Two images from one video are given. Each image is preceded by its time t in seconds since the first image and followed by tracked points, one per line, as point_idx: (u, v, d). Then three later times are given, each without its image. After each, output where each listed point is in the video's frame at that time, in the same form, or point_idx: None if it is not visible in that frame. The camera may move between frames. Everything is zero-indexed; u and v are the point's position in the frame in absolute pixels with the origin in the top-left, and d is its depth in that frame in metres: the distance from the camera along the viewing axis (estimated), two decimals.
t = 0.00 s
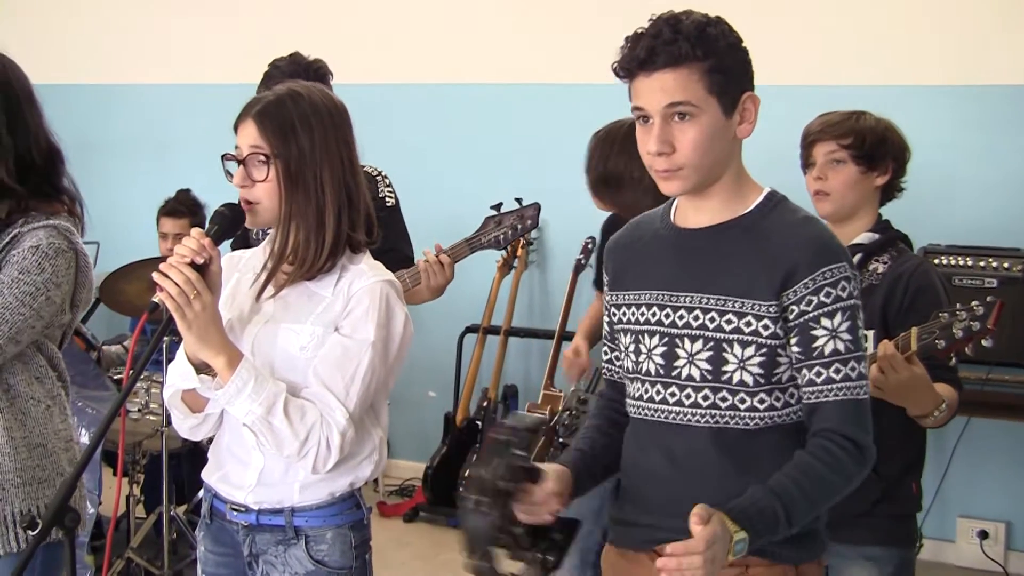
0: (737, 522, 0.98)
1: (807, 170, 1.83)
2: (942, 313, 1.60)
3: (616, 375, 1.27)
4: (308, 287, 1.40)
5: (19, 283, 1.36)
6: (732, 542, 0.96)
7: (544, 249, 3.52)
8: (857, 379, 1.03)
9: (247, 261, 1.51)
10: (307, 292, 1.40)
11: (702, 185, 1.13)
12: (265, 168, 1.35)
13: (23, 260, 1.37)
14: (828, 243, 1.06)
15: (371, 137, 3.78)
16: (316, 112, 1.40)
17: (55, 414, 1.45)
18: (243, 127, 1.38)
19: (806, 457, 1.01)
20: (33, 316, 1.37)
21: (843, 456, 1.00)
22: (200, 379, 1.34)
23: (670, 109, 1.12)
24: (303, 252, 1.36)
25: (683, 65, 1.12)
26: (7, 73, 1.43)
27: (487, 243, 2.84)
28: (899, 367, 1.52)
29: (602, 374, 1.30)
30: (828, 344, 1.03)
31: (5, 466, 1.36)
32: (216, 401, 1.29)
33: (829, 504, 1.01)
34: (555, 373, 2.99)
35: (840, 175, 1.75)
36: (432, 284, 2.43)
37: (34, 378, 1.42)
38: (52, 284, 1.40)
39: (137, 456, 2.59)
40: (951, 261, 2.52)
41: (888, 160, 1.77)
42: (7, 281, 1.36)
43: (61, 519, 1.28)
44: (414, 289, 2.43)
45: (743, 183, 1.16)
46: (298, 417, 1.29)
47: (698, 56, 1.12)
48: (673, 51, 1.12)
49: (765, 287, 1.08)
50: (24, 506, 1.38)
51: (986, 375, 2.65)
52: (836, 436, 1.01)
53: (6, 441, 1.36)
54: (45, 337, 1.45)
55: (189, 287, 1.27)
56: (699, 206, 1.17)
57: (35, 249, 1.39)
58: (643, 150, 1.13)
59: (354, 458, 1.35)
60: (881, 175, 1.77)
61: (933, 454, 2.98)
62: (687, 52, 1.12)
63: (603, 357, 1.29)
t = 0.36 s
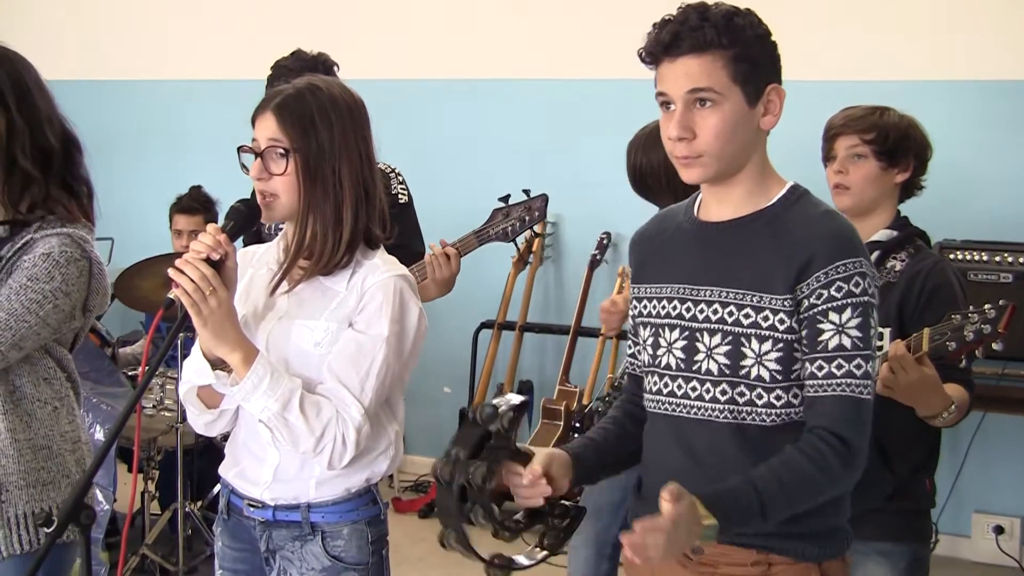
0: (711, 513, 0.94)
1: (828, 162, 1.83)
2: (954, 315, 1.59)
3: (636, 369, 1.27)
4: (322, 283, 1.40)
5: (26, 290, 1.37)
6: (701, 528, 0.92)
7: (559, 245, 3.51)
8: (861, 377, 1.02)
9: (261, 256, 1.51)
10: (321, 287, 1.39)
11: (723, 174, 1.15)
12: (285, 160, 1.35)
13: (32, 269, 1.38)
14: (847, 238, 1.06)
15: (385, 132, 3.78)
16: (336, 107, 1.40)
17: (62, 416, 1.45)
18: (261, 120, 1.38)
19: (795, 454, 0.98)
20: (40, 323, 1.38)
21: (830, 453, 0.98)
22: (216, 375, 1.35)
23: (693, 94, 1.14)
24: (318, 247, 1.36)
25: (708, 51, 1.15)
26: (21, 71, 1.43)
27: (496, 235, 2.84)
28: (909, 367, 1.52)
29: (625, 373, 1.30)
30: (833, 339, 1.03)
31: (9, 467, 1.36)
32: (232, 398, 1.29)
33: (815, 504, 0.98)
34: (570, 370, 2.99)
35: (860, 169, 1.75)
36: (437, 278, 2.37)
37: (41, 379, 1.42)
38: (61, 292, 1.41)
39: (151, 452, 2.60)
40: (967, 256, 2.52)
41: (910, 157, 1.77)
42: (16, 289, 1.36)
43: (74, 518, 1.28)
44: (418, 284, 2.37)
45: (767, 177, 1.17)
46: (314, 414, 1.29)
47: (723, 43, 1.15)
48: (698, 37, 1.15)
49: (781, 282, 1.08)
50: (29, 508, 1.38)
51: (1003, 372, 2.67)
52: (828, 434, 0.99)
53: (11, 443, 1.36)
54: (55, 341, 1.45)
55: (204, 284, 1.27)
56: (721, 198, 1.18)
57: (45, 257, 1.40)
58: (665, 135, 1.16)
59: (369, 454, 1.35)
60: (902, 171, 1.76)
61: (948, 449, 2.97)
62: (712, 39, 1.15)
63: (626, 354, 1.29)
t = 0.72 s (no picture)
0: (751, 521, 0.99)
1: (847, 159, 1.82)
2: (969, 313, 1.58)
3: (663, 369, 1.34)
4: (339, 279, 1.40)
5: (46, 282, 1.38)
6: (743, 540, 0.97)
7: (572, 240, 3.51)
8: (888, 379, 1.04)
9: (278, 253, 1.51)
10: (338, 284, 1.40)
11: (742, 176, 1.20)
12: (301, 158, 1.35)
13: (53, 260, 1.39)
14: (870, 240, 1.09)
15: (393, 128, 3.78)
16: (352, 104, 1.40)
17: (80, 410, 1.46)
18: (277, 118, 1.38)
19: (829, 458, 1.02)
20: (59, 315, 1.39)
21: (864, 457, 1.01)
22: (229, 369, 1.35)
23: (710, 95, 1.19)
24: (335, 244, 1.36)
25: (724, 51, 1.19)
26: (36, 66, 1.45)
27: (507, 227, 2.83)
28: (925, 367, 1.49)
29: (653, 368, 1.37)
30: (860, 341, 1.05)
31: (28, 459, 1.37)
32: (247, 392, 1.29)
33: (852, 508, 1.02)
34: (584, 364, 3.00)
35: (881, 165, 1.74)
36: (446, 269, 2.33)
37: (60, 373, 1.44)
38: (81, 283, 1.42)
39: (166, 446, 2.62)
40: (984, 253, 2.52)
41: (930, 155, 1.76)
42: (37, 281, 1.38)
43: (92, 512, 1.29)
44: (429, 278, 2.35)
45: (790, 175, 1.21)
46: (329, 409, 1.29)
47: (739, 42, 1.19)
48: (714, 37, 1.20)
49: (805, 284, 1.12)
50: (46, 502, 1.39)
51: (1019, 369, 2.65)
52: (861, 437, 1.02)
53: (29, 435, 1.38)
54: (73, 334, 1.47)
55: (221, 278, 1.28)
56: (745, 199, 1.23)
57: (65, 249, 1.40)
58: (683, 136, 1.21)
59: (383, 451, 1.35)
60: (920, 170, 1.76)
61: (965, 447, 2.96)
62: (727, 39, 1.19)
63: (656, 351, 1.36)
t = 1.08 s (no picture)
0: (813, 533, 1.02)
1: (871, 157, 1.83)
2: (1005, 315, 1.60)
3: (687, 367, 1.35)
4: (360, 277, 1.40)
5: (81, 272, 1.51)
6: (805, 552, 1.00)
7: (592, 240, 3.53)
8: (929, 379, 1.07)
9: (300, 249, 1.51)
10: (359, 281, 1.40)
11: (767, 173, 1.20)
12: (321, 155, 1.36)
13: (85, 251, 1.52)
14: (900, 241, 1.11)
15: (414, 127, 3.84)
16: (374, 102, 1.39)
17: (111, 401, 1.61)
18: (297, 115, 1.38)
19: (879, 461, 1.05)
20: (95, 305, 1.52)
21: (916, 459, 1.04)
22: (253, 367, 1.35)
23: (735, 93, 1.19)
24: (356, 240, 1.37)
25: (750, 48, 1.20)
26: (54, 68, 1.58)
27: (523, 225, 2.84)
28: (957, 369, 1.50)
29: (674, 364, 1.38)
30: (899, 343, 1.08)
31: (65, 450, 1.52)
32: (271, 390, 1.30)
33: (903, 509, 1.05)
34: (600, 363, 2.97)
35: (908, 163, 1.75)
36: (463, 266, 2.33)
37: (92, 365, 1.58)
38: (113, 273, 1.54)
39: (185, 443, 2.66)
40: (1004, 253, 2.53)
41: (956, 152, 1.78)
42: (72, 271, 1.50)
43: (116, 509, 1.31)
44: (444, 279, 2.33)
45: (816, 174, 1.21)
46: (352, 407, 1.29)
47: (765, 40, 1.19)
48: (740, 34, 1.20)
49: (835, 283, 1.13)
50: (83, 492, 1.53)
51: None
52: (909, 437, 1.06)
53: (66, 426, 1.52)
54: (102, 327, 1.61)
55: (244, 276, 1.28)
56: (771, 197, 1.23)
57: (97, 240, 1.53)
58: (709, 134, 1.21)
59: (407, 448, 1.35)
60: (948, 167, 1.77)
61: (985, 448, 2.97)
62: (754, 36, 1.20)
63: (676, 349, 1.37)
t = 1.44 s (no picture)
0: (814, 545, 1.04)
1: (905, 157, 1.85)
2: None
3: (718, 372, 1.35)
4: (392, 276, 1.40)
5: (113, 265, 1.55)
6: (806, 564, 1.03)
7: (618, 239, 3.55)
8: (953, 382, 1.06)
9: (331, 250, 1.53)
10: (391, 282, 1.40)
11: (796, 174, 1.19)
12: (354, 156, 1.36)
13: (117, 244, 1.56)
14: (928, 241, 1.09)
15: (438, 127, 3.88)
16: (405, 102, 1.39)
17: (145, 395, 1.71)
18: (330, 116, 1.38)
19: (894, 471, 1.05)
20: (127, 297, 1.56)
21: (930, 468, 1.04)
22: (284, 366, 1.37)
23: (765, 94, 1.19)
24: (389, 240, 1.37)
25: (779, 50, 1.19)
26: (82, 67, 1.62)
27: (546, 221, 2.85)
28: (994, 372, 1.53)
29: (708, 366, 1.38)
30: (922, 345, 1.06)
31: (99, 445, 1.61)
32: (301, 387, 1.30)
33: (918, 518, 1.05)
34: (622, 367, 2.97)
35: (941, 165, 1.77)
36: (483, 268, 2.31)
37: (125, 359, 1.68)
38: (145, 264, 1.59)
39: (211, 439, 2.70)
40: None
41: (990, 154, 1.78)
42: (104, 264, 1.55)
43: (145, 505, 1.33)
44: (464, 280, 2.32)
45: (844, 174, 1.20)
46: (382, 405, 1.29)
47: (795, 42, 1.19)
48: (769, 36, 1.20)
49: (862, 285, 1.13)
50: (116, 485, 1.62)
51: None
52: (926, 442, 1.05)
53: (99, 420, 1.61)
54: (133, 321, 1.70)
55: (275, 273, 1.28)
56: (799, 200, 1.22)
57: (128, 232, 1.57)
58: (738, 136, 1.20)
59: (434, 449, 1.36)
60: (982, 169, 1.78)
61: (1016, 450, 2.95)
62: (783, 38, 1.19)
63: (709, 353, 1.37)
